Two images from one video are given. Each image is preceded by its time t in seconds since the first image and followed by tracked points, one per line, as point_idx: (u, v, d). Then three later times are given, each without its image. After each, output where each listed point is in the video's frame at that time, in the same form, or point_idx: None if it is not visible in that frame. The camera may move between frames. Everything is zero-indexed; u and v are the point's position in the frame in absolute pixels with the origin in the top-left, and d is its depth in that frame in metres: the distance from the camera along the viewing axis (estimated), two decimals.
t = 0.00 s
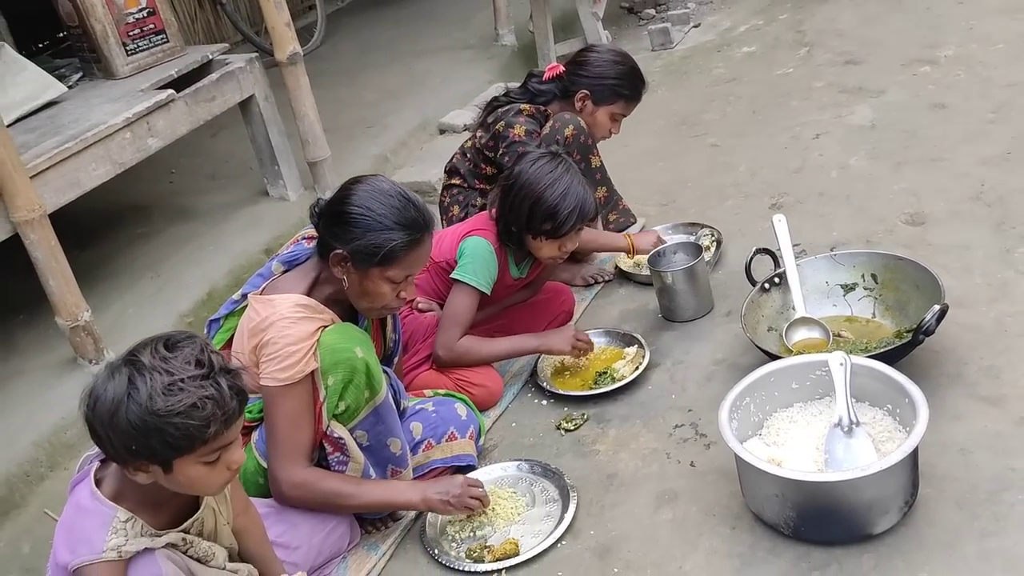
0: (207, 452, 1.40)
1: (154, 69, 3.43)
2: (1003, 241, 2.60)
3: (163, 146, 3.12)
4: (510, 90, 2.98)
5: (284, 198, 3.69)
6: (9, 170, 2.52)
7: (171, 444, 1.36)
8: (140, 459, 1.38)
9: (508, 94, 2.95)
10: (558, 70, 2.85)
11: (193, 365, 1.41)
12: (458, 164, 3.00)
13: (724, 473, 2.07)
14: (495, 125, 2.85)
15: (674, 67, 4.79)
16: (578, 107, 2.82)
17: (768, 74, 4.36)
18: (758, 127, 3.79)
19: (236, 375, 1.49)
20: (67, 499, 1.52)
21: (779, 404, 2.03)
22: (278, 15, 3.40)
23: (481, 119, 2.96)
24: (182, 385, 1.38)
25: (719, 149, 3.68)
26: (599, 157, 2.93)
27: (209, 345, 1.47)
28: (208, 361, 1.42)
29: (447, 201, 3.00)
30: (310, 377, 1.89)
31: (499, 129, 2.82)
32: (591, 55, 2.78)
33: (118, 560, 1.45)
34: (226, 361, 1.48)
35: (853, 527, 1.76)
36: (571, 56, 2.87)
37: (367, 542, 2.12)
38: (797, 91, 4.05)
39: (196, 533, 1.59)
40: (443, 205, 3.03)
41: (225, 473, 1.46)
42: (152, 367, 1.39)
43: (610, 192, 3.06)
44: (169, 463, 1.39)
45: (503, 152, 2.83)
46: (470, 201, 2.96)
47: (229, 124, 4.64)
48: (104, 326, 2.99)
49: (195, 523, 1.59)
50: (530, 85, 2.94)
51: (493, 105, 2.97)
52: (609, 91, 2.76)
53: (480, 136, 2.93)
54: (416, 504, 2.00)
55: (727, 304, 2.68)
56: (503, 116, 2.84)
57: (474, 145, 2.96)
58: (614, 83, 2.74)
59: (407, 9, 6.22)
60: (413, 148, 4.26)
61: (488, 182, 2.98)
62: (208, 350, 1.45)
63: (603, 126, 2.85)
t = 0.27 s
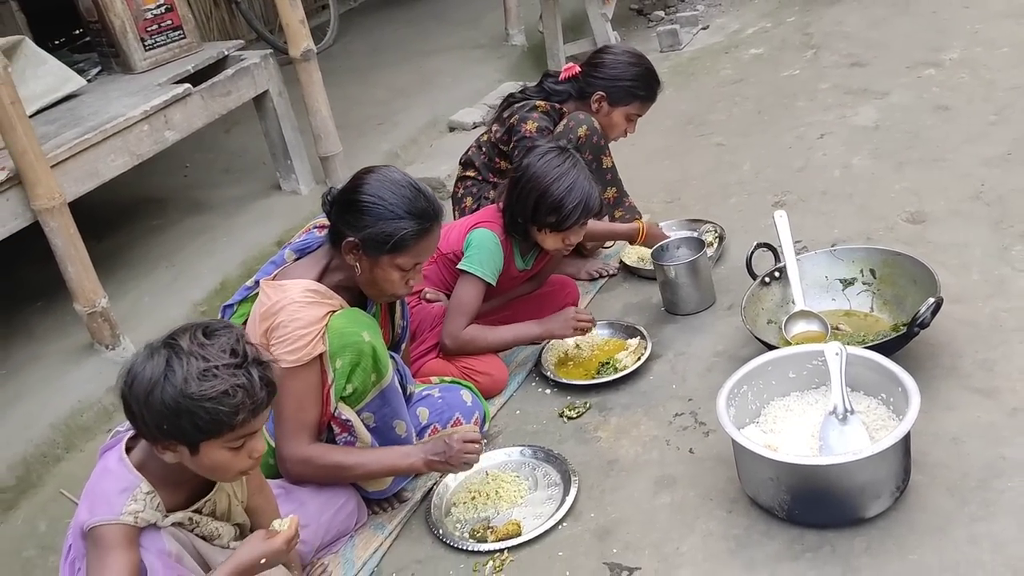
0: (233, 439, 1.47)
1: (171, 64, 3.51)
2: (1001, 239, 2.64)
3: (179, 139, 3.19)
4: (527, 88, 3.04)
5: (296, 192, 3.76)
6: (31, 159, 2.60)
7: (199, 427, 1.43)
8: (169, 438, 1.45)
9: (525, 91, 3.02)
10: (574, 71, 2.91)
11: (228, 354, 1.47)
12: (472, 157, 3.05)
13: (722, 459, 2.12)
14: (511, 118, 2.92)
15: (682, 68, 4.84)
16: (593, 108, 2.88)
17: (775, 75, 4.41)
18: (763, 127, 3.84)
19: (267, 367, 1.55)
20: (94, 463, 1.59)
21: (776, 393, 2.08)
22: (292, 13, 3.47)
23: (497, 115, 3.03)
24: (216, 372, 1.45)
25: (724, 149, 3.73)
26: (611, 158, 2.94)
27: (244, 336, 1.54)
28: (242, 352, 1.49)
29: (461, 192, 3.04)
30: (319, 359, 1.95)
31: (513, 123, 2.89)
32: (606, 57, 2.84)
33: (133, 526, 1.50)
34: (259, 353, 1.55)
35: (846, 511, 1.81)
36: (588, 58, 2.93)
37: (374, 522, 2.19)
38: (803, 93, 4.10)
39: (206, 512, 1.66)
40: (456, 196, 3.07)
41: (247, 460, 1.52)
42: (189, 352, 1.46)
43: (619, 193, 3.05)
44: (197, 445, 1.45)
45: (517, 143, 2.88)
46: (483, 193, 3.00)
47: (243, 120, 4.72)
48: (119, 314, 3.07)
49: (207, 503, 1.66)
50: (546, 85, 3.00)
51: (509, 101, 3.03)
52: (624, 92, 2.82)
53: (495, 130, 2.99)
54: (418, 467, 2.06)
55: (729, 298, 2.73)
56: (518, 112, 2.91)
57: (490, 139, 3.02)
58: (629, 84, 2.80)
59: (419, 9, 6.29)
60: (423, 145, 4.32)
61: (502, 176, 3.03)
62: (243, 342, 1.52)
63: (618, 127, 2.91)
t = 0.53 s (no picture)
0: (258, 440, 1.54)
1: (189, 60, 3.59)
2: (999, 237, 2.69)
3: (196, 133, 3.27)
4: (544, 87, 3.11)
5: (308, 186, 3.83)
6: (53, 150, 2.68)
7: (226, 424, 1.50)
8: (199, 429, 1.53)
9: (542, 89, 3.09)
10: (593, 74, 2.96)
11: (263, 360, 1.54)
12: (487, 151, 3.12)
13: (720, 447, 2.18)
14: (528, 114, 3.00)
15: (690, 69, 4.90)
16: (610, 113, 2.93)
17: (781, 77, 4.46)
18: (768, 127, 3.89)
19: (302, 375, 1.61)
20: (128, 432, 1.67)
21: (774, 382, 2.14)
22: (307, 11, 3.55)
23: (514, 111, 3.11)
24: (249, 375, 1.52)
25: (729, 148, 3.79)
26: (622, 159, 2.99)
27: (284, 343, 1.61)
28: (278, 359, 1.55)
29: (474, 185, 3.10)
30: (332, 343, 2.02)
31: (530, 119, 2.98)
32: (625, 64, 2.88)
33: (152, 497, 1.57)
34: (296, 363, 1.60)
35: (839, 494, 1.87)
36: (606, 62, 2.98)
37: (381, 503, 2.25)
38: (808, 94, 4.16)
39: (225, 493, 1.72)
40: (468, 189, 3.12)
41: (270, 460, 1.59)
42: (229, 351, 1.54)
43: (630, 193, 3.11)
44: (224, 440, 1.53)
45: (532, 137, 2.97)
46: (496, 187, 3.06)
47: (257, 116, 4.80)
48: (136, 302, 3.15)
49: (227, 485, 1.72)
50: (563, 85, 3.05)
51: (527, 98, 3.11)
52: (641, 99, 2.87)
53: (512, 126, 3.07)
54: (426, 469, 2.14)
55: (731, 293, 2.79)
56: (535, 108, 3.00)
57: (506, 134, 3.10)
58: (646, 92, 2.85)
59: (431, 9, 6.37)
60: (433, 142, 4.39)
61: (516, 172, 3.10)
62: (282, 349, 1.58)
63: (634, 131, 2.97)
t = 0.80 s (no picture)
0: (265, 422, 1.59)
1: (205, 54, 3.67)
2: (996, 232, 2.75)
3: (212, 124, 3.35)
4: (557, 82, 3.18)
5: (320, 178, 3.91)
6: (75, 139, 2.76)
7: (236, 404, 1.56)
8: (212, 404, 1.60)
9: (554, 85, 3.15)
10: (604, 73, 3.02)
11: (277, 346, 1.59)
12: (499, 144, 3.19)
13: (719, 431, 2.25)
14: (540, 108, 3.07)
15: (697, 67, 4.96)
16: (622, 112, 2.99)
17: (787, 75, 4.52)
18: (772, 125, 3.96)
19: (315, 364, 1.65)
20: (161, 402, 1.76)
21: (772, 368, 2.21)
22: (321, 6, 3.63)
23: (526, 105, 3.18)
24: (261, 360, 1.57)
25: (734, 144, 3.86)
26: (632, 155, 3.06)
27: (301, 331, 1.65)
28: (291, 348, 1.60)
29: (485, 176, 3.17)
30: (343, 327, 2.09)
31: (543, 113, 3.04)
32: (635, 63, 2.95)
33: (175, 464, 1.65)
34: (310, 352, 1.65)
35: (833, 475, 1.94)
36: (617, 61, 3.04)
37: (390, 482, 2.33)
38: (812, 92, 4.22)
39: (245, 466, 1.79)
40: (479, 180, 3.20)
41: (278, 442, 1.64)
42: (246, 334, 1.60)
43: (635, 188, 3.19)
44: (235, 418, 1.59)
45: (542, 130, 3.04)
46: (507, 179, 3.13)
47: (270, 110, 4.89)
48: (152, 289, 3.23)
49: (247, 459, 1.79)
50: (575, 82, 3.12)
51: (539, 94, 3.18)
52: (652, 98, 2.93)
53: (524, 120, 3.14)
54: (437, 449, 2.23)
55: (732, 284, 2.86)
56: (548, 103, 3.07)
57: (517, 128, 3.17)
58: (657, 91, 2.91)
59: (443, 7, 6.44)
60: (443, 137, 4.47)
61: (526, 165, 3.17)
62: (297, 339, 1.63)
63: (644, 129, 3.03)
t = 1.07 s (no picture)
0: (273, 397, 1.65)
1: (219, 46, 3.75)
2: (991, 224, 2.81)
3: (225, 115, 3.43)
4: (566, 77, 3.25)
5: (330, 169, 3.99)
6: (93, 127, 2.84)
7: (245, 379, 1.63)
8: (223, 377, 1.67)
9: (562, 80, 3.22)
10: (611, 71, 3.09)
11: (285, 326, 1.65)
12: (509, 136, 3.26)
13: (717, 413, 2.32)
14: (552, 101, 3.14)
15: (702, 64, 5.03)
16: (632, 107, 3.06)
17: (790, 72, 4.58)
18: (775, 120, 4.02)
19: (323, 344, 1.70)
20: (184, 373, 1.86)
21: (769, 352, 2.27)
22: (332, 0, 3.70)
23: (535, 99, 3.25)
24: (269, 338, 1.63)
25: (737, 139, 3.92)
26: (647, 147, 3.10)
27: (310, 312, 1.71)
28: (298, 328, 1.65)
29: (495, 167, 3.23)
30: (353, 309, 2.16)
31: (554, 106, 3.10)
32: (641, 59, 3.02)
33: (195, 430, 1.75)
34: (319, 332, 1.70)
35: (826, 454, 2.01)
36: (624, 58, 3.11)
37: (398, 460, 2.40)
38: (815, 89, 4.28)
39: (262, 438, 1.89)
40: (489, 171, 3.26)
41: (287, 416, 1.71)
42: (257, 312, 1.66)
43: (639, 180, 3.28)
44: (245, 392, 1.66)
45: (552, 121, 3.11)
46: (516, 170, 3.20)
47: (280, 103, 4.97)
48: (166, 275, 3.31)
49: (264, 430, 1.88)
50: (584, 78, 3.19)
51: (548, 87, 3.25)
52: (661, 91, 2.99)
53: (535, 112, 3.22)
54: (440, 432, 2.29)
55: (732, 274, 2.93)
56: (558, 96, 3.14)
57: (527, 120, 3.25)
58: (665, 84, 2.98)
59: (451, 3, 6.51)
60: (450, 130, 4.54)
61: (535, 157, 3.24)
62: (306, 320, 1.68)
63: (653, 123, 3.10)
